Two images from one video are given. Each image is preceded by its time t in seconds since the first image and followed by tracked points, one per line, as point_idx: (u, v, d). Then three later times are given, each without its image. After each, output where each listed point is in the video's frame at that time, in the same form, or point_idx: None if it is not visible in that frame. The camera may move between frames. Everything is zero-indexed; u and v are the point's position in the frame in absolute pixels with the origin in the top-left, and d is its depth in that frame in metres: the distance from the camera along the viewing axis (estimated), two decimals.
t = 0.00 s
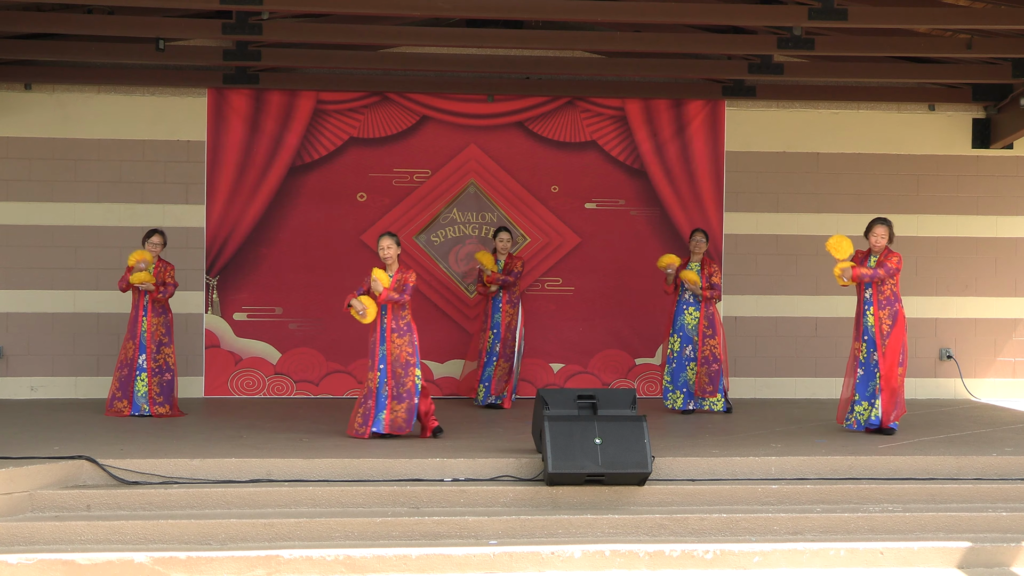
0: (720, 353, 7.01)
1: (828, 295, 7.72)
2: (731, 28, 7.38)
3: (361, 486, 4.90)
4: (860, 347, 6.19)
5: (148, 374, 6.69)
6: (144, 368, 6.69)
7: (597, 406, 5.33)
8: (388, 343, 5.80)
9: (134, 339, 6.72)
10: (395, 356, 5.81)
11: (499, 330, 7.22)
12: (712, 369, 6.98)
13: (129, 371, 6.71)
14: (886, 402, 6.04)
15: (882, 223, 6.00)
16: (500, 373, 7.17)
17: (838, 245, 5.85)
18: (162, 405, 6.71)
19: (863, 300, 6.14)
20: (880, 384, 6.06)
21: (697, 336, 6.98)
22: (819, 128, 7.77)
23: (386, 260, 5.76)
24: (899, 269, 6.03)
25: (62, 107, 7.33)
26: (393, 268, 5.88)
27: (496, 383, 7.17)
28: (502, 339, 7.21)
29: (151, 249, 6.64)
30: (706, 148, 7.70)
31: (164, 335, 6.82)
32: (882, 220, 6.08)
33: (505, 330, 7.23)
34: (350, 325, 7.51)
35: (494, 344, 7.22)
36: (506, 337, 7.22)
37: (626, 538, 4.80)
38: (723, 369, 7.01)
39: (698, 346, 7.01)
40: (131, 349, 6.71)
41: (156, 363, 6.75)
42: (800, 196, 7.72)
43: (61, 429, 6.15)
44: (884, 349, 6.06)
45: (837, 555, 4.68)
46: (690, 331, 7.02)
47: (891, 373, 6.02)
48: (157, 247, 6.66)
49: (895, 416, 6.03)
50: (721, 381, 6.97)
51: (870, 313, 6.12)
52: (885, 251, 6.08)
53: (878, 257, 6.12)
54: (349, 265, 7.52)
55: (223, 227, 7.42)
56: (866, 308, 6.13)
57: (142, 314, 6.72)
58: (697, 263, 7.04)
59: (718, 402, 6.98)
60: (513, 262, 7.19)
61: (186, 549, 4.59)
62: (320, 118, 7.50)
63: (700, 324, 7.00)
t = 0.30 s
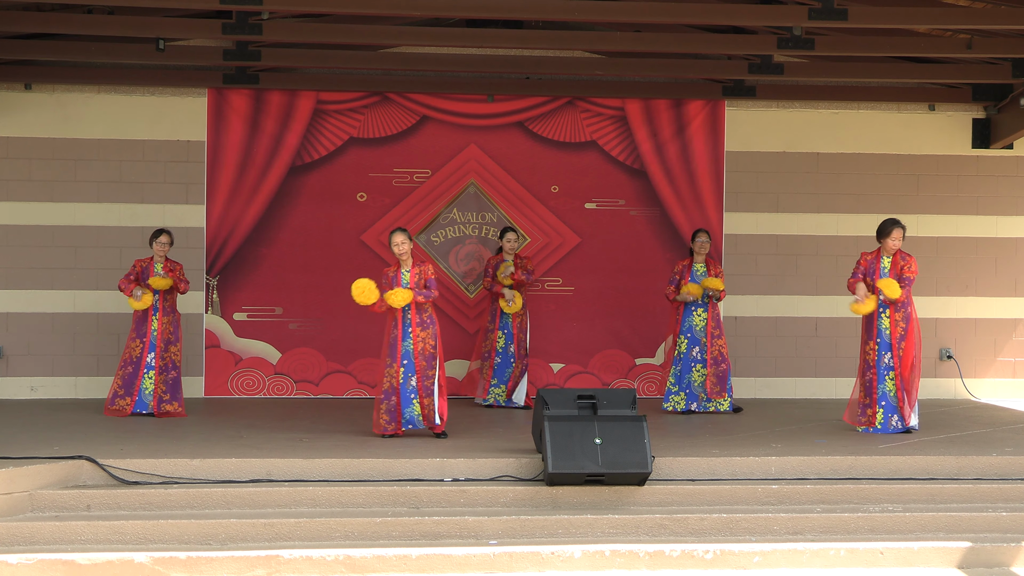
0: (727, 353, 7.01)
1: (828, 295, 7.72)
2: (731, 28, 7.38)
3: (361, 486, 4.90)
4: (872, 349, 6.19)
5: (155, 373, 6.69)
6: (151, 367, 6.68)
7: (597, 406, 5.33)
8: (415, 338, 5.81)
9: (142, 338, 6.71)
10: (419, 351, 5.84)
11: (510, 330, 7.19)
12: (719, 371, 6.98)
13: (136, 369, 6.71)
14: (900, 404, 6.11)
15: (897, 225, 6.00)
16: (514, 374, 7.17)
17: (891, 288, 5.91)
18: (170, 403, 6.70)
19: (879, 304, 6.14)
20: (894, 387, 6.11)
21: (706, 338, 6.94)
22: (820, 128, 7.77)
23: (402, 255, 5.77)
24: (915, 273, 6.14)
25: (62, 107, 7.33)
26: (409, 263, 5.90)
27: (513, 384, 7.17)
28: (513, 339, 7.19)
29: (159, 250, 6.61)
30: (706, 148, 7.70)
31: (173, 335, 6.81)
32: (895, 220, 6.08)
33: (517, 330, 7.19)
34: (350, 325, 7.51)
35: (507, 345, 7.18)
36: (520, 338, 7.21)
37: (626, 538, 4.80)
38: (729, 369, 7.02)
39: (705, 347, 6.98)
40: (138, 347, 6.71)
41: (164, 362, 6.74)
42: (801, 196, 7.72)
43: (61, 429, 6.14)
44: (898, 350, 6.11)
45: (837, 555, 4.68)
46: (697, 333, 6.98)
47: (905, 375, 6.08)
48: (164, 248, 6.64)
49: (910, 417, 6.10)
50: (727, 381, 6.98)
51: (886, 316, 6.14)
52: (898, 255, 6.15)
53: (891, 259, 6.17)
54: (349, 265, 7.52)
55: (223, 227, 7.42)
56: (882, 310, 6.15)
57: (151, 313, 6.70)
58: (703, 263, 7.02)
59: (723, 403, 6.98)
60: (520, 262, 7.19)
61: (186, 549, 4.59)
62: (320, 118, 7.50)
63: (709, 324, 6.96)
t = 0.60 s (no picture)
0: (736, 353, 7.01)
1: (828, 295, 7.72)
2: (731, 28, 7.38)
3: (361, 486, 4.90)
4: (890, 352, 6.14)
5: (168, 372, 6.71)
6: (163, 367, 6.70)
7: (597, 406, 5.33)
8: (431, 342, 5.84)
9: (151, 338, 6.70)
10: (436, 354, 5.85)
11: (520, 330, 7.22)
12: (727, 371, 6.97)
13: (147, 369, 6.70)
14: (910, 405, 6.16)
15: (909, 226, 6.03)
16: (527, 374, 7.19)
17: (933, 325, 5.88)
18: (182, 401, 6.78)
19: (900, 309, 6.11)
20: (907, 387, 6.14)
21: (718, 338, 6.93)
22: (820, 128, 7.77)
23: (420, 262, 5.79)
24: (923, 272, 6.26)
25: (62, 107, 7.33)
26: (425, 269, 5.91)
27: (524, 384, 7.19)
28: (522, 339, 7.21)
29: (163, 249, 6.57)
30: (706, 148, 7.70)
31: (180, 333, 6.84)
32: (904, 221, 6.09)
33: (527, 330, 7.23)
34: (350, 325, 7.51)
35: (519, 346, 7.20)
36: (529, 338, 7.23)
37: (626, 538, 4.80)
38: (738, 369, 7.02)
39: (716, 347, 6.96)
40: (149, 347, 6.69)
41: (174, 361, 6.77)
42: (801, 196, 7.72)
43: (61, 429, 6.14)
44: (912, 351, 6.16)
45: (837, 555, 4.68)
46: (709, 333, 6.96)
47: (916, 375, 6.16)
48: (168, 245, 6.61)
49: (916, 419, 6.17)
50: (736, 381, 6.98)
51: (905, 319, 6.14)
52: (912, 256, 6.20)
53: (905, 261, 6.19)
54: (349, 265, 7.52)
55: (223, 226, 7.42)
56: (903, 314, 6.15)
57: (159, 313, 6.70)
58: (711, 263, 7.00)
59: (733, 403, 6.98)
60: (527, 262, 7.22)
61: (186, 549, 4.59)
62: (320, 118, 7.50)
63: (721, 324, 6.96)
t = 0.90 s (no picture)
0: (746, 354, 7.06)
1: (828, 295, 7.73)
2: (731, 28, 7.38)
3: (361, 486, 4.90)
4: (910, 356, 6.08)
5: (181, 371, 6.75)
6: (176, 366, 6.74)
7: (597, 406, 5.33)
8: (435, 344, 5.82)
9: (163, 338, 6.73)
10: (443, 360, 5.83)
11: (524, 332, 7.22)
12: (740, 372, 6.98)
13: (160, 369, 6.73)
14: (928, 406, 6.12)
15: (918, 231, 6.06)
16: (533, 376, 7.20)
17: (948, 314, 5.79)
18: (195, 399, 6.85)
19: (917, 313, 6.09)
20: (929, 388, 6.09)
21: (731, 339, 6.95)
22: (820, 128, 7.77)
23: (430, 268, 5.79)
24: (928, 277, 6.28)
25: (62, 107, 7.33)
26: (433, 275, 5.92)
27: (529, 386, 7.20)
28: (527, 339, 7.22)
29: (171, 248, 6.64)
30: (707, 148, 7.70)
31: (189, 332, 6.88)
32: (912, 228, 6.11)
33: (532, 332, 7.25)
34: (350, 325, 7.51)
35: (526, 347, 7.20)
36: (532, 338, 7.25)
37: (626, 538, 4.80)
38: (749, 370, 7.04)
39: (729, 348, 6.98)
40: (161, 348, 6.72)
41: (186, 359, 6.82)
42: (801, 196, 7.72)
43: (60, 429, 6.14)
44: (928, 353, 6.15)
45: (837, 555, 4.69)
46: (722, 335, 6.98)
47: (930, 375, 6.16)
48: (176, 245, 6.70)
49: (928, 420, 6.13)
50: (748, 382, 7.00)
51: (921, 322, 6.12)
52: (919, 263, 6.21)
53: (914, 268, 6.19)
54: (349, 265, 7.52)
55: (223, 226, 7.42)
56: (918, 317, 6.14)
57: (170, 312, 6.73)
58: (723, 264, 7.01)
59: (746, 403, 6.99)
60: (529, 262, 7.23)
61: (186, 549, 4.59)
62: (320, 118, 7.50)
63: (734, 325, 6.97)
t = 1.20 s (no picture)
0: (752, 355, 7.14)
1: (828, 295, 7.73)
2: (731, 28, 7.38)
3: (361, 486, 4.90)
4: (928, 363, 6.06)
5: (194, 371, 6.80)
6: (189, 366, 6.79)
7: (597, 406, 5.33)
8: (438, 351, 5.81)
9: (176, 339, 6.76)
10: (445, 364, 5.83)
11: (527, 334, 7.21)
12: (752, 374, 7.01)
13: (173, 369, 6.75)
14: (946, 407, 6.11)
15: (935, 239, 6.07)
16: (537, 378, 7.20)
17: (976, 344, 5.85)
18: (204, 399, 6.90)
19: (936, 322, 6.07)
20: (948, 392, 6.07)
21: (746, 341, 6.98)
22: (820, 128, 7.77)
23: (443, 281, 5.80)
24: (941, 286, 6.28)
25: (62, 107, 7.33)
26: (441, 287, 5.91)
27: (532, 388, 7.21)
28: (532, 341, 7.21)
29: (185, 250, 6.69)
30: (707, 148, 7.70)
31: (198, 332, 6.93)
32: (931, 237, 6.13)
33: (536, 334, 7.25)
34: (350, 325, 7.51)
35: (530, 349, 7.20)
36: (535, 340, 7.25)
37: (626, 538, 4.80)
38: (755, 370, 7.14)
39: (744, 351, 7.01)
40: (175, 348, 6.75)
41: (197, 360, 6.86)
42: (801, 196, 7.73)
43: (60, 429, 6.14)
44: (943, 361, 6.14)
45: (837, 555, 4.68)
46: (738, 338, 6.99)
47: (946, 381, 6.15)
48: (188, 247, 6.73)
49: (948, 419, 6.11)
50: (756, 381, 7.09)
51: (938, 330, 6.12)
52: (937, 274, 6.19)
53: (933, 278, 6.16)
54: (349, 265, 7.51)
55: (223, 226, 7.42)
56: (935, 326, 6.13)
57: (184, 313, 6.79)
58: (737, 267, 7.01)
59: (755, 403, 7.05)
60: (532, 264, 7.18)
61: (186, 548, 4.59)
62: (320, 118, 7.50)
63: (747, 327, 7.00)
